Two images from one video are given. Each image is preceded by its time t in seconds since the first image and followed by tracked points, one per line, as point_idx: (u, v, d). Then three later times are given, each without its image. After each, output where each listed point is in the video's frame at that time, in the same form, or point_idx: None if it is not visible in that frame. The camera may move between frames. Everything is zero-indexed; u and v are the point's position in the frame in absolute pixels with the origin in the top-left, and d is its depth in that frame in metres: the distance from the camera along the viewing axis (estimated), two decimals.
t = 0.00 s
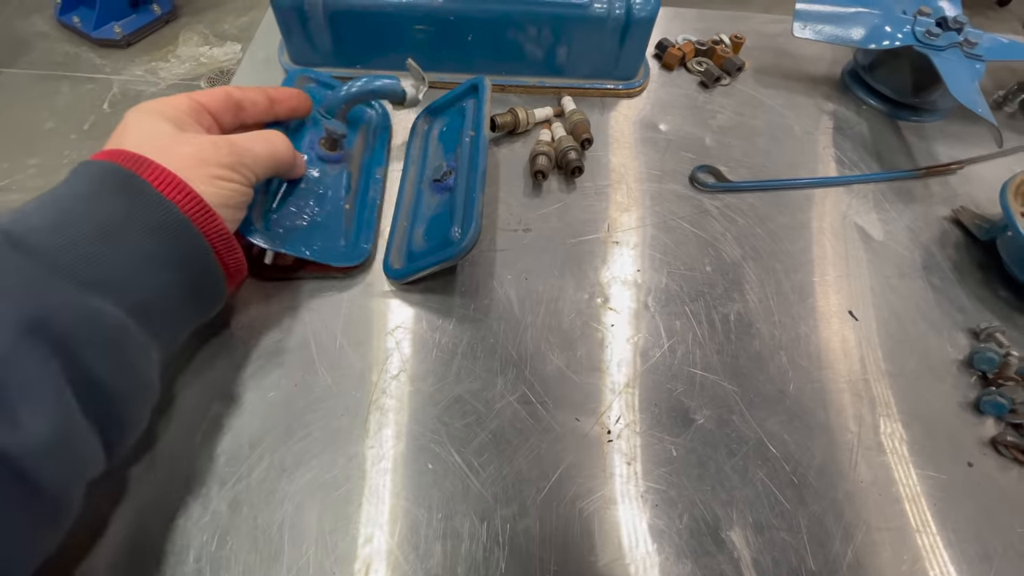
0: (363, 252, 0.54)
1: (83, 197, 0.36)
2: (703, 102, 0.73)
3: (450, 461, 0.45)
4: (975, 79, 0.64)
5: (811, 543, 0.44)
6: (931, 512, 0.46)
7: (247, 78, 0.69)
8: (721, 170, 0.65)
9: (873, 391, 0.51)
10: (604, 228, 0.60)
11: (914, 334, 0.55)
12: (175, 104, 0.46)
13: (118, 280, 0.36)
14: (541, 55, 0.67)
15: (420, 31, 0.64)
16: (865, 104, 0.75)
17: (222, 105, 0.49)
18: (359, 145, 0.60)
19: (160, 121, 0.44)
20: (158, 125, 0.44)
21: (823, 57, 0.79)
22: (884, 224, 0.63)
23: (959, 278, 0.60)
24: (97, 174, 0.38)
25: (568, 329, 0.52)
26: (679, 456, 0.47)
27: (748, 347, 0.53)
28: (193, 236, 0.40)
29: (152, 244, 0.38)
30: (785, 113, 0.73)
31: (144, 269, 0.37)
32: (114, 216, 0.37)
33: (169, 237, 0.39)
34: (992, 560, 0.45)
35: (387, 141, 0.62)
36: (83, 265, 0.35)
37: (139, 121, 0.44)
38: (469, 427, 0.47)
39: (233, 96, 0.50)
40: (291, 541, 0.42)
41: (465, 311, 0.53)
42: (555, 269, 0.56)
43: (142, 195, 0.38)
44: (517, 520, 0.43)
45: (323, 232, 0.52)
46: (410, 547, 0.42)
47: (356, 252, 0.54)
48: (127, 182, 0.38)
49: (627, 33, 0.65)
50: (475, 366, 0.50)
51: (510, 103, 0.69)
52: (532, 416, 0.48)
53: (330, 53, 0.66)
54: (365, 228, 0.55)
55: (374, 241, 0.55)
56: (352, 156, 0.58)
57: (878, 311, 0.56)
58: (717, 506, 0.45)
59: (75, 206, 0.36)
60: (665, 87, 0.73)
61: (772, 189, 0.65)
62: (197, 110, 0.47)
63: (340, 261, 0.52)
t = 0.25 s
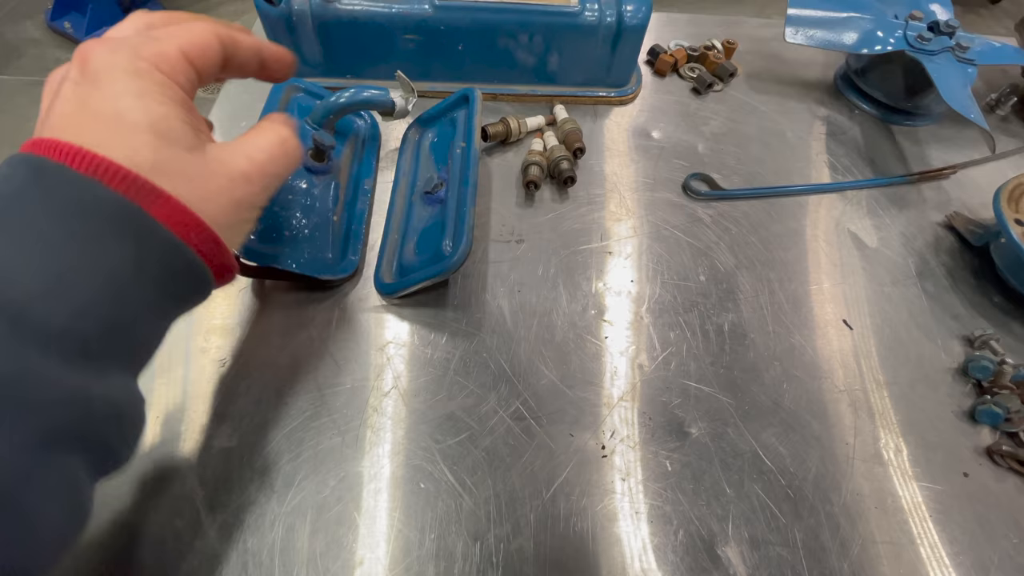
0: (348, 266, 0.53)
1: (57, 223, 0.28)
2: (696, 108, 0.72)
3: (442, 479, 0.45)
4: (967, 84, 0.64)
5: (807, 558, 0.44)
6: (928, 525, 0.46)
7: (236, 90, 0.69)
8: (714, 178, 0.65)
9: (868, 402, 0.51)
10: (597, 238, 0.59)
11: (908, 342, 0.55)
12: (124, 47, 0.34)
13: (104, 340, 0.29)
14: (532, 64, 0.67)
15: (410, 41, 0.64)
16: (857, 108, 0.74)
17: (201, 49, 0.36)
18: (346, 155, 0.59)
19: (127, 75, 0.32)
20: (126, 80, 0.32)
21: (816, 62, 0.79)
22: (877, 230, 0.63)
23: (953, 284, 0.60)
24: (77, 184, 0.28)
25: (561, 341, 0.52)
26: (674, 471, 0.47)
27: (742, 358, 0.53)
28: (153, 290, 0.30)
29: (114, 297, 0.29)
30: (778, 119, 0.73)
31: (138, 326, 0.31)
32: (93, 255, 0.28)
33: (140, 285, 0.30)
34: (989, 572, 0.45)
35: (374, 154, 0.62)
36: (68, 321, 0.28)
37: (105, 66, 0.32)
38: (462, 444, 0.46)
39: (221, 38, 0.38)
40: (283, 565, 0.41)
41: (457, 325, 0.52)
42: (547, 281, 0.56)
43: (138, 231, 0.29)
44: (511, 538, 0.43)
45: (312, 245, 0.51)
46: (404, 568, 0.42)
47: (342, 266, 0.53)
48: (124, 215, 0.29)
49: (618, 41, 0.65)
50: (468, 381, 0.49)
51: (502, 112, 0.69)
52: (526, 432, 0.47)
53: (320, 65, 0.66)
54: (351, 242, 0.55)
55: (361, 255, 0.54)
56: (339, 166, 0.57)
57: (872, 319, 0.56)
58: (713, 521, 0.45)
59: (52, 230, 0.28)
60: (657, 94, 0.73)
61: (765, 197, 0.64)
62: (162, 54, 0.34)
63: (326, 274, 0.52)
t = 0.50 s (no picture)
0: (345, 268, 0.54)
1: (227, 330, 0.30)
2: (690, 108, 0.72)
3: (438, 483, 0.45)
4: (960, 83, 0.64)
5: (804, 558, 0.44)
6: (925, 524, 0.46)
7: (229, 93, 0.68)
8: (709, 178, 0.65)
9: (865, 401, 0.51)
10: (592, 239, 0.59)
11: (905, 341, 0.55)
12: (334, 180, 0.42)
13: (229, 452, 0.30)
14: (526, 65, 0.67)
15: (403, 43, 0.63)
16: (852, 107, 0.74)
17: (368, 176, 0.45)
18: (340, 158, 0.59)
19: (319, 199, 0.40)
20: (313, 208, 0.39)
21: (810, 60, 0.79)
22: (873, 229, 0.63)
23: (948, 281, 0.60)
24: (239, 292, 0.31)
25: (557, 343, 0.52)
26: (671, 472, 0.46)
27: (738, 358, 0.53)
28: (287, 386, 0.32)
29: (243, 404, 0.30)
30: (772, 118, 0.73)
31: (263, 434, 0.32)
32: (238, 363, 0.30)
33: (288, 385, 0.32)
34: (987, 570, 0.45)
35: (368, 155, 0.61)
36: (200, 434, 0.29)
37: (304, 191, 0.40)
38: (457, 448, 0.46)
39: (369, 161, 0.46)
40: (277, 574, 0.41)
41: (452, 328, 0.52)
42: (543, 283, 0.56)
43: (282, 339, 0.31)
44: (508, 541, 0.43)
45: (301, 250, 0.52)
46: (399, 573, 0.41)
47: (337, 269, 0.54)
48: (267, 320, 0.31)
49: (612, 41, 0.65)
50: (464, 385, 0.49)
51: (496, 113, 0.69)
52: (521, 434, 0.47)
53: (313, 67, 0.66)
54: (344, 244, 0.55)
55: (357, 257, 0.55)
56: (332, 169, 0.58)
57: (867, 318, 0.56)
58: (710, 522, 0.45)
59: (205, 337, 0.29)
60: (651, 95, 0.73)
61: (760, 196, 0.64)
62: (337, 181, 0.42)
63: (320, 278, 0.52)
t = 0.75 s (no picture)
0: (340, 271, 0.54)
1: (291, 275, 0.34)
2: (684, 108, 0.72)
3: (434, 485, 0.45)
4: (952, 81, 0.64)
5: (799, 556, 0.44)
6: (918, 521, 0.46)
7: (223, 96, 0.68)
8: (703, 178, 0.65)
9: (858, 400, 0.51)
10: (587, 241, 0.59)
11: (898, 339, 0.55)
12: (377, 168, 0.48)
13: (291, 383, 0.32)
14: (521, 66, 0.67)
15: (397, 46, 0.63)
16: (845, 106, 0.75)
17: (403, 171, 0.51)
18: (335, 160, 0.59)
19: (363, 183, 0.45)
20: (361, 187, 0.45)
21: (803, 59, 0.79)
22: (866, 227, 0.63)
23: (941, 279, 0.60)
24: (304, 244, 0.36)
25: (552, 344, 0.52)
26: (666, 472, 0.47)
27: (732, 357, 0.53)
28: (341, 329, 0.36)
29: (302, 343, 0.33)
30: (766, 117, 0.73)
31: (315, 378, 0.34)
32: (301, 302, 0.34)
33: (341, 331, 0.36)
34: (980, 566, 0.45)
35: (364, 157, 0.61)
36: (269, 363, 0.31)
37: (352, 174, 0.46)
38: (454, 450, 0.46)
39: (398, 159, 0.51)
40: None
41: (447, 331, 0.52)
42: (538, 284, 0.56)
43: (340, 286, 0.36)
44: (504, 542, 0.43)
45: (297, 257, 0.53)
46: None
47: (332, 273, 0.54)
48: (326, 267, 0.36)
49: (605, 42, 0.65)
50: (459, 387, 0.49)
51: (491, 115, 0.69)
52: (517, 436, 0.47)
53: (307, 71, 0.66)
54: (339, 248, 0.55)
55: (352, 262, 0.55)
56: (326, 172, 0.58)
57: (861, 317, 0.56)
58: (705, 521, 0.45)
59: (274, 281, 0.33)
60: (645, 95, 0.73)
61: (754, 195, 0.65)
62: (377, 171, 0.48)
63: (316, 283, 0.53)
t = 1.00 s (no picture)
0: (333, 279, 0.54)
1: (299, 284, 0.34)
2: (678, 111, 0.72)
3: (428, 493, 0.45)
4: (945, 83, 0.64)
5: (794, 561, 0.44)
6: (912, 525, 0.46)
7: (218, 103, 0.68)
8: (697, 181, 0.65)
9: (852, 404, 0.51)
10: (582, 245, 0.59)
11: (892, 342, 0.55)
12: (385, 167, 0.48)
13: (299, 394, 0.32)
14: (515, 70, 0.67)
15: (390, 51, 0.63)
16: (839, 108, 0.75)
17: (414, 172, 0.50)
18: (329, 166, 0.60)
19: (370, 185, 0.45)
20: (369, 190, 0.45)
21: (798, 62, 0.79)
22: (860, 230, 0.63)
23: (935, 282, 0.60)
24: (306, 251, 0.35)
25: (547, 350, 0.52)
26: (661, 477, 0.47)
27: (727, 362, 0.53)
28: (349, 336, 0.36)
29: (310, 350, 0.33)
30: (760, 120, 0.73)
31: (322, 387, 0.34)
32: (308, 312, 0.34)
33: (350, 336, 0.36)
34: (974, 570, 0.45)
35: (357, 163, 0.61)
36: (277, 373, 0.31)
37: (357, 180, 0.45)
38: (448, 458, 0.46)
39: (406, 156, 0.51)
40: None
41: (441, 337, 0.52)
42: (532, 289, 0.56)
43: (346, 294, 0.36)
44: (499, 548, 0.43)
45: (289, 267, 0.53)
46: None
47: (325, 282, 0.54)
48: (330, 274, 0.35)
49: (599, 46, 0.65)
50: (453, 394, 0.49)
51: (485, 120, 0.69)
52: (511, 442, 0.48)
53: (300, 77, 0.66)
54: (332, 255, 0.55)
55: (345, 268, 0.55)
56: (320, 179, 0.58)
57: (855, 320, 0.56)
58: (700, 527, 0.45)
59: (281, 289, 0.33)
60: (639, 99, 0.73)
61: (748, 199, 0.65)
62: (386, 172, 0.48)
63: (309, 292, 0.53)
